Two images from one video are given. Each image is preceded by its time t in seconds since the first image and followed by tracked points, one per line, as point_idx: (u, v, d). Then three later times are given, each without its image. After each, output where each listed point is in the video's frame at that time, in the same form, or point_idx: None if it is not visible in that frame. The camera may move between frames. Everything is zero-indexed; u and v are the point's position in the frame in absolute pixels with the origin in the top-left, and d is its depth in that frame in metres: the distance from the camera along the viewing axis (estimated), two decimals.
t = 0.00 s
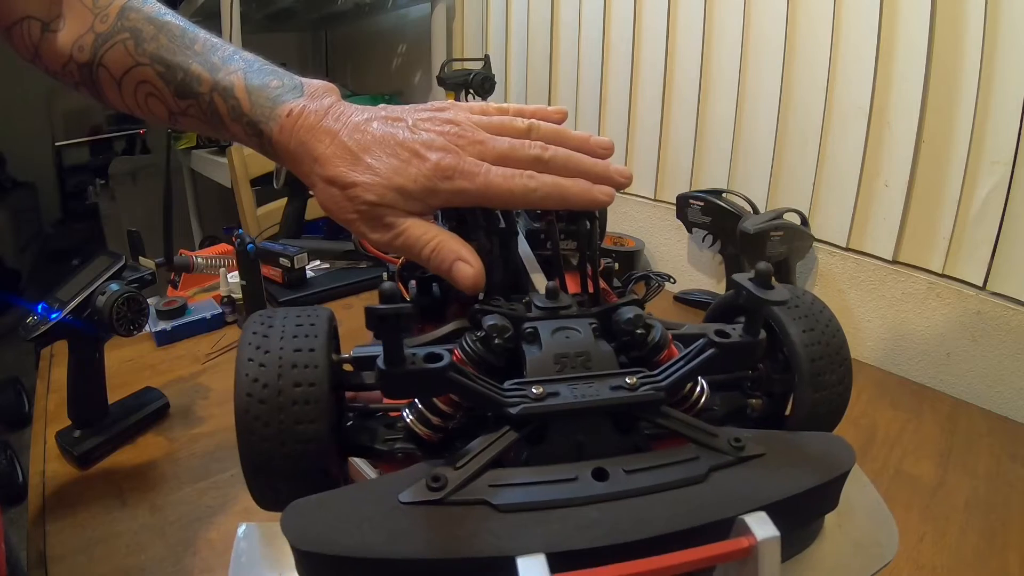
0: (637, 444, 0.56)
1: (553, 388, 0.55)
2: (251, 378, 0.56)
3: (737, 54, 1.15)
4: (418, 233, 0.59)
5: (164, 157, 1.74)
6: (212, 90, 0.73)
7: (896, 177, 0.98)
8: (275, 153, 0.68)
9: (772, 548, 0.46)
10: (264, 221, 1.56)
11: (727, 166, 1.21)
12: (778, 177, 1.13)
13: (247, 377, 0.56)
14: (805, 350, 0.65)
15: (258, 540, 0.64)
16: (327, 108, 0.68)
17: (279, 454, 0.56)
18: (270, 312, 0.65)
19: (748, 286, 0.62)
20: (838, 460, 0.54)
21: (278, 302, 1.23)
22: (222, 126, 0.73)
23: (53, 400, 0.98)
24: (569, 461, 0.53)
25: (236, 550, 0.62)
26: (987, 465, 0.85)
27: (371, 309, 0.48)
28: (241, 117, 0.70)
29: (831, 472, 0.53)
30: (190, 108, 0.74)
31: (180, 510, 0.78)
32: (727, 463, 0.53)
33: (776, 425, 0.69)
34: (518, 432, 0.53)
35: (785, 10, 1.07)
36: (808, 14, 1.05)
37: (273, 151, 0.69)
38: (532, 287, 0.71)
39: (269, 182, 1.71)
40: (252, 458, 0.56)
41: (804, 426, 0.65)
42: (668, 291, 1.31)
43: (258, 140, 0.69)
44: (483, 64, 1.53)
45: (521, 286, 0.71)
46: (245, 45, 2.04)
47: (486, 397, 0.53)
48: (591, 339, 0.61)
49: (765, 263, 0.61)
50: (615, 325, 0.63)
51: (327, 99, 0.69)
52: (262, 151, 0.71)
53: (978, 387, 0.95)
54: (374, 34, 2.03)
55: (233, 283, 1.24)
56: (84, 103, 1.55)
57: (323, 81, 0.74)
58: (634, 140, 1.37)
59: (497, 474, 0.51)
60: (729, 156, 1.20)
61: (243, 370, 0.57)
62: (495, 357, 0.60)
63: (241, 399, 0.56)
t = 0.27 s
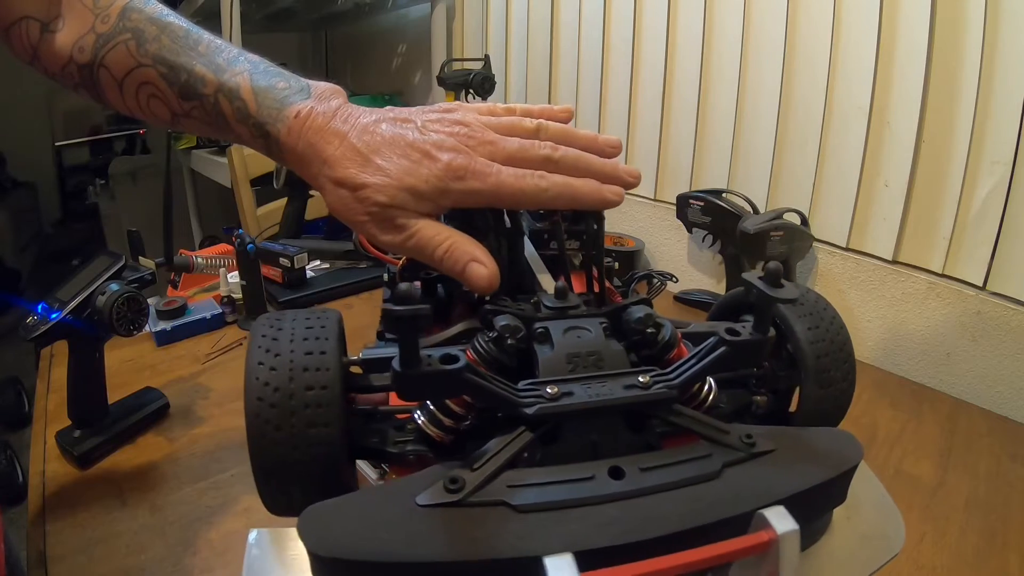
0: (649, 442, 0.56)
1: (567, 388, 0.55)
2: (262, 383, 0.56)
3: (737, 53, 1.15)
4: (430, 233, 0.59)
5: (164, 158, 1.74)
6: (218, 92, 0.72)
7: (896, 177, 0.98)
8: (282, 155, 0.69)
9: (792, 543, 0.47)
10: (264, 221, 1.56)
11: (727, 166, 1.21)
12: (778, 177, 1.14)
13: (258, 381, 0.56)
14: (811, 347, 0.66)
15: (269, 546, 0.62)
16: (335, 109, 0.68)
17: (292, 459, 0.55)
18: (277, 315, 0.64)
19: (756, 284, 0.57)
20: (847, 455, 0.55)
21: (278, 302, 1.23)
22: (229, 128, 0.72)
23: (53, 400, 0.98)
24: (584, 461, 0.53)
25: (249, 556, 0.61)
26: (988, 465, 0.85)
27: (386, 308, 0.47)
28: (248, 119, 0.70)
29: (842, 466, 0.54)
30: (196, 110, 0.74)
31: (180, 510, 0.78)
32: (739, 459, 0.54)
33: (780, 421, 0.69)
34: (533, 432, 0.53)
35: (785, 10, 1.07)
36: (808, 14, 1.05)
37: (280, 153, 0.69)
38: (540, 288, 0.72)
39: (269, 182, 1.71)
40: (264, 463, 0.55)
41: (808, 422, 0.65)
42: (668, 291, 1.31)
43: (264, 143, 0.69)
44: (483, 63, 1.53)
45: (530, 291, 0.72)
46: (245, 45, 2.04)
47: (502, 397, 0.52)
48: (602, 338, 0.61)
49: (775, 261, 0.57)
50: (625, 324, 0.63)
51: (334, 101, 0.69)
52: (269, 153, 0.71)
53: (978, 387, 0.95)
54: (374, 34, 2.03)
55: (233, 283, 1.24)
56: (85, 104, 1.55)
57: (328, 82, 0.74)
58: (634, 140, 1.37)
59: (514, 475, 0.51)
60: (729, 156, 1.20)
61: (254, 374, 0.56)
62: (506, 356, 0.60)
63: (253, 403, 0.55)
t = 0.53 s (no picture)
0: (676, 436, 0.58)
1: (599, 387, 0.55)
2: (289, 391, 0.54)
3: (737, 53, 1.15)
4: (446, 240, 0.59)
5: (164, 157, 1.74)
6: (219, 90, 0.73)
7: (896, 177, 0.98)
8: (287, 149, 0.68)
9: (832, 525, 0.49)
10: (264, 221, 1.56)
11: (727, 167, 1.21)
12: (778, 176, 1.14)
13: (284, 390, 0.54)
14: (823, 339, 0.68)
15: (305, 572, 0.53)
16: (343, 110, 0.68)
17: (321, 468, 0.53)
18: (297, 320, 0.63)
19: (777, 279, 0.60)
20: (863, 443, 0.57)
21: (278, 302, 1.23)
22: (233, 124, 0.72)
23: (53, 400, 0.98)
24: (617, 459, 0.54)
25: None
26: (988, 465, 0.85)
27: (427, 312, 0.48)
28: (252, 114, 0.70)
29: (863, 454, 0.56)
30: (201, 110, 0.74)
31: (180, 510, 0.78)
32: (766, 450, 0.55)
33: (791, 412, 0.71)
34: (568, 432, 0.54)
35: (785, 10, 1.07)
36: (808, 14, 1.05)
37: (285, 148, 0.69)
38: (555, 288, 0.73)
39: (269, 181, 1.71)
40: (294, 475, 0.53)
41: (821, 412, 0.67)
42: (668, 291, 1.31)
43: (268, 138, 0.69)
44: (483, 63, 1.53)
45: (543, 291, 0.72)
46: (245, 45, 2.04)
47: (538, 398, 0.53)
48: (626, 336, 0.62)
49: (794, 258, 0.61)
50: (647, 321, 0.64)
51: (341, 102, 0.69)
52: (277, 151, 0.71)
53: (978, 387, 0.95)
54: (374, 34, 2.03)
55: (233, 283, 1.24)
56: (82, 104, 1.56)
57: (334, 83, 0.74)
58: (634, 141, 1.37)
59: (552, 475, 0.51)
60: (729, 156, 1.20)
61: (279, 382, 0.54)
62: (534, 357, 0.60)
63: (280, 412, 0.53)
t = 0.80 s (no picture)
0: (702, 429, 0.60)
1: (632, 383, 0.58)
2: (322, 400, 0.53)
3: (737, 54, 1.15)
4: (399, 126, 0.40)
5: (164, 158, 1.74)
6: (124, 66, 0.49)
7: (896, 177, 0.98)
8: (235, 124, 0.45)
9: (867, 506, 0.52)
10: (264, 221, 1.57)
11: (727, 167, 1.20)
12: (778, 176, 1.13)
13: (317, 399, 0.53)
14: (833, 331, 0.71)
15: None
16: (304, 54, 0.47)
17: (359, 479, 0.52)
18: (322, 328, 0.62)
19: (796, 275, 0.63)
20: (875, 429, 0.60)
21: (278, 302, 1.23)
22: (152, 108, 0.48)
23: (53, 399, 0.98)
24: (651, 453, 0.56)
25: None
26: (988, 465, 0.85)
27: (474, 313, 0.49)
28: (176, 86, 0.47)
29: (879, 439, 0.59)
30: (92, 92, 0.49)
31: (180, 510, 0.78)
32: (790, 439, 0.58)
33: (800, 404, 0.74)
34: (606, 429, 0.56)
35: (785, 10, 1.07)
36: (808, 14, 1.04)
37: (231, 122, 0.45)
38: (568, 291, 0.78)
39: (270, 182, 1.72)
40: (330, 487, 0.52)
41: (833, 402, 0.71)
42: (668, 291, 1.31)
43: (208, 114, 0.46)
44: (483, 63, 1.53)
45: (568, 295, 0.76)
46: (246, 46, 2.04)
47: (578, 398, 0.55)
48: (651, 333, 0.65)
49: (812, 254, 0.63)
50: (670, 318, 0.67)
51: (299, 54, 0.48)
52: (218, 125, 0.46)
53: (978, 387, 0.95)
54: (374, 35, 2.03)
55: (233, 283, 1.24)
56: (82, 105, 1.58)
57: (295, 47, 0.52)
58: (634, 141, 1.37)
59: (594, 473, 0.53)
60: (729, 156, 1.20)
61: (311, 391, 0.53)
62: (563, 355, 0.63)
63: (313, 422, 0.52)
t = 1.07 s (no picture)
0: (722, 424, 0.60)
1: (655, 381, 0.59)
2: (348, 405, 0.51)
3: (737, 54, 1.15)
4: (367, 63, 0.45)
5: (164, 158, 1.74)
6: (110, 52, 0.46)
7: (896, 177, 0.98)
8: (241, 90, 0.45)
9: (889, 493, 0.53)
10: (264, 221, 1.57)
11: (727, 167, 1.20)
12: (778, 177, 1.13)
13: (342, 404, 0.51)
14: (839, 325, 0.72)
15: None
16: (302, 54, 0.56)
17: (389, 485, 0.51)
18: (338, 330, 0.60)
19: (808, 273, 0.62)
20: (885, 419, 0.62)
21: (278, 302, 1.23)
22: (147, 90, 0.45)
23: (53, 399, 0.98)
24: (673, 449, 0.57)
25: None
26: (987, 465, 0.85)
27: (508, 313, 0.50)
28: (168, 58, 0.46)
29: (889, 428, 0.61)
30: (77, 82, 0.45)
31: (180, 510, 0.78)
32: (804, 432, 0.59)
33: (807, 398, 0.73)
34: (631, 426, 0.57)
35: (785, 9, 1.06)
36: (808, 14, 1.04)
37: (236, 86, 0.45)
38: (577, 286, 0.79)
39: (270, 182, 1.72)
40: (357, 493, 0.51)
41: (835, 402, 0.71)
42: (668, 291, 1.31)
43: (206, 82, 0.45)
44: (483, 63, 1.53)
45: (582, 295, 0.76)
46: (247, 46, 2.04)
47: (605, 395, 0.55)
48: (669, 332, 0.65)
49: (823, 249, 0.62)
50: (684, 316, 0.67)
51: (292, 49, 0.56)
52: (219, 102, 0.46)
53: (977, 388, 0.95)
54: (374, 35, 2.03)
55: (233, 283, 1.24)
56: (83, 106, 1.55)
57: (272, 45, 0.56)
58: (634, 140, 1.37)
59: (622, 470, 0.54)
60: (729, 156, 1.19)
61: (335, 397, 0.51)
62: (585, 354, 0.64)
63: (339, 428, 0.50)
